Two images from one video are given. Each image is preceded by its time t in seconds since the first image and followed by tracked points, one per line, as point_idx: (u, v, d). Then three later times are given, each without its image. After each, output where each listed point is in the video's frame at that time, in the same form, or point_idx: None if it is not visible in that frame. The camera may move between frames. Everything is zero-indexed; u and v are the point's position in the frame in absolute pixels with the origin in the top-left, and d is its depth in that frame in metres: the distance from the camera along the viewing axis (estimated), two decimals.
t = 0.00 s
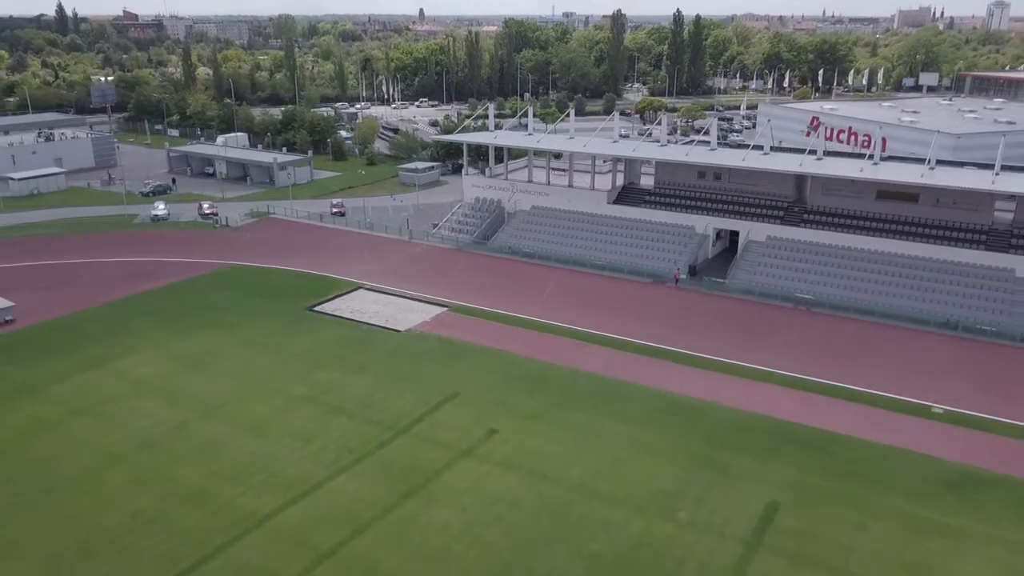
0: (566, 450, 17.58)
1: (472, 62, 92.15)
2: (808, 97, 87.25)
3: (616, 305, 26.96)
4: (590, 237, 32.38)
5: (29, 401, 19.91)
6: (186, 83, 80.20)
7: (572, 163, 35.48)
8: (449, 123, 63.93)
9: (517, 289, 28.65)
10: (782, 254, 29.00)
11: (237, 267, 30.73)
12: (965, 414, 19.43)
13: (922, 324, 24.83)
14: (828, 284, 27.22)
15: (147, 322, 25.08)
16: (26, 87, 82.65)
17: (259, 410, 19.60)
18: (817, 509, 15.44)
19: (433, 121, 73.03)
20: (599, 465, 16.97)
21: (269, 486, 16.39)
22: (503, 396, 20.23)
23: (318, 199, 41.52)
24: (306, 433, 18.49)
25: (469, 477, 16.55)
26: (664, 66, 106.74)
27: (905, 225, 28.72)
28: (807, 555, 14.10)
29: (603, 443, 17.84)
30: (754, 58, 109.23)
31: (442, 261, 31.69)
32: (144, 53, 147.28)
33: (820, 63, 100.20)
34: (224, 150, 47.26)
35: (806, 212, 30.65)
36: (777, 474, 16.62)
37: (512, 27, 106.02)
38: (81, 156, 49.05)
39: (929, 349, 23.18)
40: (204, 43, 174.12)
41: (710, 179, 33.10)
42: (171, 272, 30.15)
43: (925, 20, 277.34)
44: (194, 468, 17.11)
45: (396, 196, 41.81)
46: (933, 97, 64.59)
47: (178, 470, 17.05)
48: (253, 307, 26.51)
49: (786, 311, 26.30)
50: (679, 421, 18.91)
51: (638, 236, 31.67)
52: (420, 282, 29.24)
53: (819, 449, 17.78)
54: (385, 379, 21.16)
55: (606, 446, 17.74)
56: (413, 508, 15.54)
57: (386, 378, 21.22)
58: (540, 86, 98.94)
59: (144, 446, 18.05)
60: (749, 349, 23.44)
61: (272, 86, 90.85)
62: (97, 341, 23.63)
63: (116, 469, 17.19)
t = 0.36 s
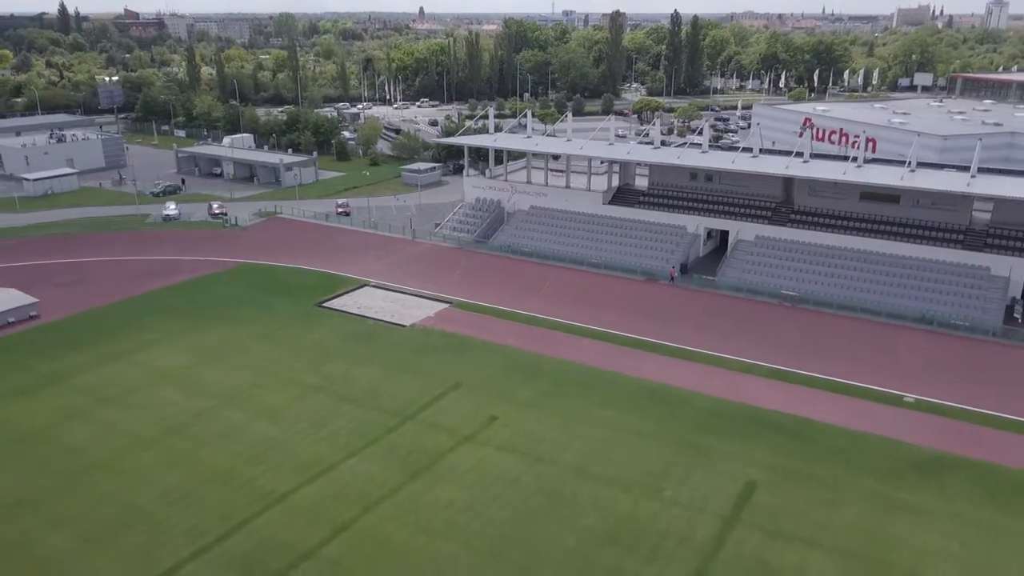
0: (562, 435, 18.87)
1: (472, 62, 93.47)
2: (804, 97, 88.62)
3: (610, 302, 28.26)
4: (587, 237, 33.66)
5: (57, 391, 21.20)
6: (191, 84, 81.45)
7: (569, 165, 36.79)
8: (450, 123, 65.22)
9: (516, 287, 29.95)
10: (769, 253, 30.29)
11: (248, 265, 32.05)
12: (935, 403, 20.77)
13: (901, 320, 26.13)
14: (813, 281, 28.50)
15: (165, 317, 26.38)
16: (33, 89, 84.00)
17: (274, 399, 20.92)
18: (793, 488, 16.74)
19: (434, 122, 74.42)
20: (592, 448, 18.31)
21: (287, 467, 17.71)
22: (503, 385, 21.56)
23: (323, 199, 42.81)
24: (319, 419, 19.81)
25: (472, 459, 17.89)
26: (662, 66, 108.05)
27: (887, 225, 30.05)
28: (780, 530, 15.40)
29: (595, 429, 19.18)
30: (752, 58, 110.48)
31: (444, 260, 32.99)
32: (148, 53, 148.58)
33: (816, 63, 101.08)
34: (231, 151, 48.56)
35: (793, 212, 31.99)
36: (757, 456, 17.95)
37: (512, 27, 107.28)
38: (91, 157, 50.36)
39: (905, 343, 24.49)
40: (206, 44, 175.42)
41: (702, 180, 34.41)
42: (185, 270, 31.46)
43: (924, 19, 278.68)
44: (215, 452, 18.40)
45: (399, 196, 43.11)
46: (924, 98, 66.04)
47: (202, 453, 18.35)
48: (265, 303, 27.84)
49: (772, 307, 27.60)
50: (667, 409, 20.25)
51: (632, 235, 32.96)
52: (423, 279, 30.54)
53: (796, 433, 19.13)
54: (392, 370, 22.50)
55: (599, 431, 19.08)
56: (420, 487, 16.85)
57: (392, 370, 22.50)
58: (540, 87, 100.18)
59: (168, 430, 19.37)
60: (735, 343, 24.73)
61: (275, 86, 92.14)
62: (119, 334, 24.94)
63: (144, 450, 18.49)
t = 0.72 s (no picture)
0: (558, 421, 20.37)
1: (472, 63, 94.90)
2: (799, 97, 90.18)
3: (604, 298, 29.74)
4: (583, 236, 35.12)
5: (86, 380, 22.67)
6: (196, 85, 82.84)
7: (566, 166, 38.23)
8: (451, 123, 66.64)
9: (515, 284, 31.43)
10: (756, 251, 31.77)
11: (259, 263, 33.50)
12: (905, 392, 22.26)
13: (878, 315, 27.62)
14: (797, 279, 29.98)
15: (182, 312, 27.83)
16: (40, 89, 85.39)
17: (289, 388, 22.38)
18: (769, 468, 18.22)
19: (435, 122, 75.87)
20: (585, 432, 19.80)
21: (303, 450, 19.18)
22: (503, 376, 23.04)
23: (329, 199, 44.24)
24: (331, 407, 21.29)
25: (474, 443, 19.37)
26: (659, 66, 109.54)
27: (869, 225, 31.52)
28: (756, 504, 16.89)
29: (588, 415, 20.67)
30: (748, 58, 111.97)
31: (446, 258, 34.44)
32: (150, 52, 149.95)
33: (812, 63, 103.11)
34: (239, 152, 49.98)
35: (779, 212, 33.47)
36: (737, 440, 19.44)
37: (512, 28, 108.68)
38: (102, 157, 51.77)
39: (882, 336, 25.98)
40: (207, 42, 176.37)
41: (693, 182, 35.86)
42: (199, 268, 32.91)
43: (923, 17, 280.15)
44: (237, 436, 19.87)
45: (402, 197, 44.56)
46: (915, 100, 67.61)
47: (224, 437, 19.82)
48: (276, 299, 29.29)
49: (757, 303, 29.08)
50: (656, 398, 21.73)
51: (626, 234, 34.42)
52: (427, 276, 32.01)
53: (775, 419, 20.61)
54: (398, 362, 23.97)
55: (592, 417, 20.55)
56: (426, 468, 18.33)
57: (399, 362, 23.97)
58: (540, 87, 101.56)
59: (192, 417, 20.82)
60: (722, 336, 26.21)
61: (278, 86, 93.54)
62: (140, 328, 26.39)
63: (170, 435, 19.95)
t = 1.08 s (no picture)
0: (553, 408, 21.88)
1: (473, 63, 96.26)
2: (795, 97, 91.68)
3: (598, 294, 31.27)
4: (579, 235, 36.62)
5: (112, 371, 24.17)
6: (200, 86, 84.22)
7: (564, 168, 39.69)
8: (453, 124, 68.05)
9: (514, 281, 32.93)
10: (744, 249, 33.26)
11: (269, 261, 34.98)
12: (880, 381, 23.73)
13: (858, 310, 29.14)
14: (782, 276, 31.51)
15: (198, 307, 29.33)
16: (48, 89, 86.86)
17: (302, 378, 23.89)
18: (748, 450, 19.73)
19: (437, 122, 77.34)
20: (579, 418, 21.32)
21: (317, 434, 20.70)
22: (502, 367, 24.54)
23: (334, 199, 45.72)
24: (343, 395, 22.81)
25: (475, 427, 20.88)
26: (657, 66, 110.92)
27: (852, 224, 33.01)
28: (735, 482, 18.39)
29: (582, 403, 22.17)
30: (745, 58, 113.42)
31: (448, 256, 35.93)
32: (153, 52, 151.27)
33: (808, 64, 104.72)
34: (246, 153, 51.42)
35: (767, 212, 34.94)
36: (720, 425, 20.92)
37: (512, 27, 110.02)
38: (113, 158, 53.21)
39: (860, 330, 27.49)
40: (209, 41, 177.53)
41: (686, 183, 37.35)
42: (212, 265, 34.38)
43: (922, 15, 281.41)
44: (256, 422, 21.40)
45: (405, 196, 46.06)
46: (907, 101, 69.25)
47: (243, 422, 21.33)
48: (287, 295, 30.77)
49: (744, 299, 30.59)
50: (645, 386, 23.25)
51: (620, 233, 35.90)
52: (430, 273, 33.51)
53: (756, 406, 22.11)
54: (404, 354, 25.47)
55: (585, 405, 22.06)
56: (431, 450, 19.83)
57: (405, 354, 25.47)
58: (539, 87, 102.98)
59: (213, 404, 22.33)
60: (710, 330, 27.71)
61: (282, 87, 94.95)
62: (160, 322, 27.88)
63: (193, 420, 21.45)
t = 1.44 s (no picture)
0: (551, 397, 23.20)
1: (473, 63, 97.49)
2: (791, 96, 93.02)
3: (594, 291, 32.60)
4: (576, 234, 37.90)
5: (132, 363, 25.47)
6: (204, 86, 85.46)
7: (562, 168, 40.97)
8: (454, 124, 69.38)
9: (513, 278, 34.24)
10: (735, 248, 34.57)
11: (278, 259, 36.28)
12: (860, 372, 25.05)
13: (842, 305, 30.46)
14: (771, 273, 32.81)
15: (211, 303, 30.62)
16: (54, 89, 88.10)
17: (313, 370, 25.20)
18: (733, 436, 21.07)
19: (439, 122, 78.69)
20: (575, 407, 22.65)
21: (328, 422, 22.02)
22: (503, 359, 25.86)
23: (339, 198, 47.03)
24: (352, 386, 24.14)
25: (477, 415, 22.21)
26: (656, 65, 112.19)
27: (838, 223, 34.32)
28: (720, 466, 19.71)
29: (578, 393, 23.49)
30: (742, 58, 114.80)
31: (450, 254, 37.24)
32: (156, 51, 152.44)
33: (804, 63, 106.19)
34: (252, 153, 52.68)
35: (758, 212, 36.24)
36: (708, 413, 22.24)
37: (512, 27, 111.24)
38: (122, 158, 54.44)
39: (843, 324, 28.83)
40: (210, 40, 178.65)
41: (679, 183, 38.65)
42: (223, 263, 35.67)
43: (921, 13, 282.59)
44: (271, 410, 22.72)
45: (408, 196, 47.39)
46: (899, 102, 70.79)
47: (259, 411, 22.65)
48: (296, 292, 32.07)
49: (734, 295, 31.91)
50: (638, 377, 24.58)
51: (616, 232, 37.20)
52: (432, 271, 34.83)
53: (742, 395, 23.44)
54: (409, 347, 26.79)
55: (581, 394, 23.39)
56: (436, 437, 21.11)
57: (410, 347, 26.77)
58: (539, 86, 104.23)
59: (230, 394, 23.64)
60: (700, 324, 29.03)
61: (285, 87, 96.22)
62: (175, 318, 29.19)
63: (211, 409, 22.77)
